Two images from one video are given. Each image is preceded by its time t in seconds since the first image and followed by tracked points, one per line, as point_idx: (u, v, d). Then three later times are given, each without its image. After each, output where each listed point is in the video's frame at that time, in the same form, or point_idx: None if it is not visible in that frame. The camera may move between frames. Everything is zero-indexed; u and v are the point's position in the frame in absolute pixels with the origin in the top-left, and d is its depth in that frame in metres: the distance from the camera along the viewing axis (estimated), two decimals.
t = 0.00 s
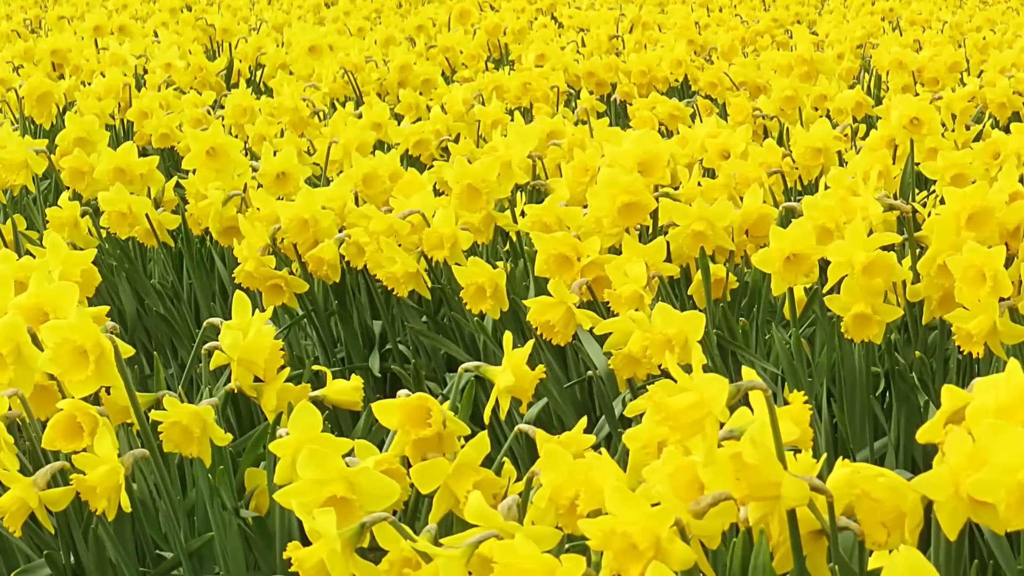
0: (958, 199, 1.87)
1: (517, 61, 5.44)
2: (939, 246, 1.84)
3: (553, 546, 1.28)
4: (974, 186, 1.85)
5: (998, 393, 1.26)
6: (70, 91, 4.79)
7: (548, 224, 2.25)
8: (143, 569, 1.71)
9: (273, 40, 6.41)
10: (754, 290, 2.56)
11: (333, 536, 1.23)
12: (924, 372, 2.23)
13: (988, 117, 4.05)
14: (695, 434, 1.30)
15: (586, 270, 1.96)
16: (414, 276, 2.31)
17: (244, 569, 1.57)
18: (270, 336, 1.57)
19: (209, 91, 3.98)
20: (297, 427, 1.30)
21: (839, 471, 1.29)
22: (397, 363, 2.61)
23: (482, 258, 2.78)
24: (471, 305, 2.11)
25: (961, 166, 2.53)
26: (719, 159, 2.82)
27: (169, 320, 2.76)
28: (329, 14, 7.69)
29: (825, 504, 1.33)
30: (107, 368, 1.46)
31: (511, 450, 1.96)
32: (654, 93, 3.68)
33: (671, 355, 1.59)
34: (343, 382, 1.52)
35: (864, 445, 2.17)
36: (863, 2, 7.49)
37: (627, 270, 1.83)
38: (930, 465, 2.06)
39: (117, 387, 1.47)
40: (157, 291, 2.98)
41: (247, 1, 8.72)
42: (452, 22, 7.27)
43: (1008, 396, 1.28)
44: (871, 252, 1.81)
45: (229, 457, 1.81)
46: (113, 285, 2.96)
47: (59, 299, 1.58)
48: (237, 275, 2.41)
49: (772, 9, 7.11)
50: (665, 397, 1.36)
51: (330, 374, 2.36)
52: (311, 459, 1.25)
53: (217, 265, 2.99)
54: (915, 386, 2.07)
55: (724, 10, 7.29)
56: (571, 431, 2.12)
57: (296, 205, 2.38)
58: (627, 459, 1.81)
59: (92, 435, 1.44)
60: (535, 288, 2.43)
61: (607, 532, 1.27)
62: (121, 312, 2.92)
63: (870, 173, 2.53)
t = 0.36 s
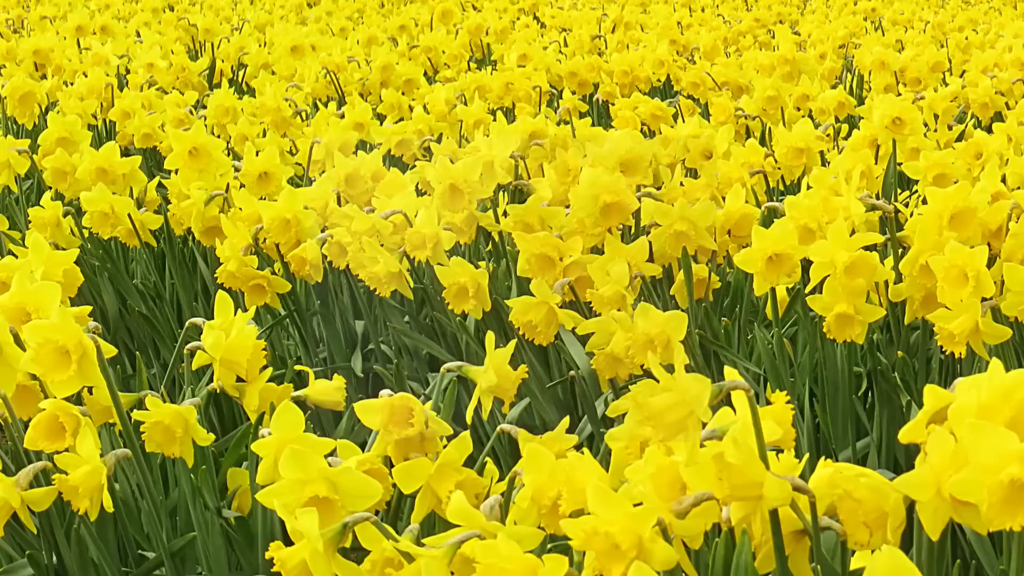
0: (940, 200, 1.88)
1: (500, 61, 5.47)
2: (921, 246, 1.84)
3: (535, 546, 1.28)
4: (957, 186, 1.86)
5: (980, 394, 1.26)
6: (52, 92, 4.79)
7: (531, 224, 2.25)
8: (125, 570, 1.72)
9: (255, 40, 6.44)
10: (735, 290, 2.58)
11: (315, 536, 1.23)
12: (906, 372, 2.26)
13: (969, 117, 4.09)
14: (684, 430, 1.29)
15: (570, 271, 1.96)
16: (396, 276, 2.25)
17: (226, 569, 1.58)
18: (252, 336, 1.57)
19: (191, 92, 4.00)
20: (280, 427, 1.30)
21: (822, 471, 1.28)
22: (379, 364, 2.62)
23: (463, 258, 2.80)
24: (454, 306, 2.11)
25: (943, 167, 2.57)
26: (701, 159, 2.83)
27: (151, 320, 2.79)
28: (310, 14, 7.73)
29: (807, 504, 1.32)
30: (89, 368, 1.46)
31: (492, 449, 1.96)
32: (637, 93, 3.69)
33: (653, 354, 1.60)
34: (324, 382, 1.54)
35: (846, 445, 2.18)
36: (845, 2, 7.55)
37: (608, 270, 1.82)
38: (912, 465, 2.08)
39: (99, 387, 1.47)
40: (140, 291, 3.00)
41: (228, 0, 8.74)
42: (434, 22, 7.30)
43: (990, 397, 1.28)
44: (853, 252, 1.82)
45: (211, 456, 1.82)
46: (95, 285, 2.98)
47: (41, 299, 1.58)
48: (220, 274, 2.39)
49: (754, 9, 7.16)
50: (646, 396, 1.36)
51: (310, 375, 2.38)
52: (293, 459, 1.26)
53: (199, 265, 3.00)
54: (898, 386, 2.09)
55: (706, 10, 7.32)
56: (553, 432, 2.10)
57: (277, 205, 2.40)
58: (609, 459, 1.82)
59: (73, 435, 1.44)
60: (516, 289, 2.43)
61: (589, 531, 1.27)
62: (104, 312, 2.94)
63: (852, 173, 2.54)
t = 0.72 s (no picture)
0: (923, 200, 1.96)
1: (483, 61, 5.50)
2: (904, 247, 1.92)
3: (517, 545, 1.29)
4: (938, 186, 1.94)
5: (963, 393, 1.26)
6: (36, 92, 4.80)
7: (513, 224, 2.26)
8: (106, 569, 1.75)
9: (238, 41, 6.48)
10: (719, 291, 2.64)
11: (297, 536, 1.23)
12: (888, 373, 2.32)
13: (950, 117, 4.14)
14: (674, 424, 1.34)
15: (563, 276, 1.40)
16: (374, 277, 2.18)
17: (208, 569, 1.58)
18: (235, 336, 1.57)
19: (174, 92, 4.02)
20: (261, 426, 1.30)
21: (804, 470, 1.29)
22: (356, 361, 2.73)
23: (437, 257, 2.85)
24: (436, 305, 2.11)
25: (926, 166, 2.60)
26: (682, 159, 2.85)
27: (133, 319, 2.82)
28: (293, 15, 7.77)
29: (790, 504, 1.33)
30: (71, 368, 1.47)
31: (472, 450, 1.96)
32: (619, 93, 3.72)
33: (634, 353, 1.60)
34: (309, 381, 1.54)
35: (828, 445, 2.24)
36: (827, 2, 7.63)
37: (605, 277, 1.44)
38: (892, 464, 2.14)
39: (81, 387, 1.48)
40: (122, 291, 3.02)
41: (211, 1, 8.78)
42: (416, 23, 7.34)
43: (972, 396, 1.28)
44: (836, 252, 1.90)
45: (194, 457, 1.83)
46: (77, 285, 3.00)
47: (23, 298, 1.58)
48: (203, 274, 2.48)
49: (736, 10, 7.22)
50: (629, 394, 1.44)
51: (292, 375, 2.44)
52: (275, 459, 1.25)
53: (181, 265, 3.02)
54: (879, 386, 2.15)
55: (688, 10, 7.35)
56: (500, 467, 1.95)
57: (261, 204, 2.34)
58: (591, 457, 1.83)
59: (56, 435, 1.45)
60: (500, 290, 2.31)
61: (571, 532, 1.27)
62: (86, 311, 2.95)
63: (834, 173, 2.57)
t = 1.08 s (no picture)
0: (905, 200, 1.98)
1: (465, 61, 5.51)
2: (886, 247, 1.95)
3: (499, 545, 1.29)
4: (920, 187, 1.96)
5: (946, 393, 1.25)
6: (18, 92, 4.80)
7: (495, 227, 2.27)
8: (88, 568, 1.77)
9: (221, 41, 6.49)
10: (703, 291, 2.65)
11: (280, 536, 1.23)
12: (871, 373, 2.33)
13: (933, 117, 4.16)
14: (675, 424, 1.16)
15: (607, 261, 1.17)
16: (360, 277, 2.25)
17: (190, 569, 1.58)
18: (217, 335, 1.58)
19: (157, 92, 4.03)
20: (243, 427, 1.30)
21: (786, 470, 1.30)
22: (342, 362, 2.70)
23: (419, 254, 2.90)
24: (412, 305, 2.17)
25: (907, 167, 2.58)
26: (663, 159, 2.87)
27: (115, 319, 2.83)
28: (276, 15, 7.78)
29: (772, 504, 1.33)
30: (54, 367, 1.47)
31: (457, 449, 2.01)
32: (601, 93, 3.73)
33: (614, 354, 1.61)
34: (289, 382, 1.58)
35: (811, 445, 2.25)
36: (810, 1, 7.68)
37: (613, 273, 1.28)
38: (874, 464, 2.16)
39: (64, 386, 1.49)
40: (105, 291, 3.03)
41: (193, 1, 8.80)
42: (398, 23, 7.36)
43: (955, 396, 1.28)
44: (818, 252, 1.97)
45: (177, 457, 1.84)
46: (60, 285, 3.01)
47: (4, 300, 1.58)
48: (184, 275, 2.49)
49: (718, 10, 7.24)
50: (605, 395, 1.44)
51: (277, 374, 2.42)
52: (257, 459, 1.26)
53: (164, 265, 3.03)
54: (860, 387, 2.16)
55: (671, 10, 7.36)
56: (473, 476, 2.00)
57: (242, 205, 2.45)
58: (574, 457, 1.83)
59: (38, 435, 1.45)
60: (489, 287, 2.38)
61: (554, 531, 1.26)
62: (68, 311, 2.96)
63: (816, 172, 2.59)
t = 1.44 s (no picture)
0: (888, 200, 1.95)
1: (448, 61, 5.52)
2: (869, 247, 1.96)
3: (481, 546, 1.29)
4: (903, 186, 1.96)
5: (927, 393, 1.25)
6: None
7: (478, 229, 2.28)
8: (71, 568, 1.78)
9: (203, 41, 6.49)
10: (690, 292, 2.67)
11: (263, 536, 1.23)
12: (853, 372, 2.33)
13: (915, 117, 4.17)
14: (675, 423, 1.24)
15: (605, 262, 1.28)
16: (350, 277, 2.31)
17: (172, 569, 1.59)
18: (199, 335, 1.60)
19: (139, 92, 4.03)
20: (226, 427, 1.30)
21: (769, 470, 1.30)
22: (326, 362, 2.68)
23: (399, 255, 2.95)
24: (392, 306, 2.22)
25: (890, 166, 2.62)
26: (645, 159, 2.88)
27: (97, 319, 2.82)
28: (258, 14, 7.79)
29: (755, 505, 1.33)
30: (37, 367, 1.48)
31: (439, 448, 2.00)
32: (583, 93, 3.74)
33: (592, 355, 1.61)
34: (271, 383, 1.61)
35: (793, 444, 2.24)
36: (792, 2, 7.70)
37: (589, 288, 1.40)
38: (858, 465, 2.15)
39: (47, 387, 1.50)
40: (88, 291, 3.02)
41: (175, 1, 8.81)
42: (381, 23, 7.37)
43: (936, 396, 1.28)
44: (800, 251, 1.97)
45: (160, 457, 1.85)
46: (43, 285, 3.01)
47: None
48: (167, 275, 2.49)
49: (701, 10, 7.26)
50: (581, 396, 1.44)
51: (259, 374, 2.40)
52: (239, 459, 1.26)
53: (147, 265, 3.02)
54: (842, 387, 2.15)
55: (654, 10, 7.38)
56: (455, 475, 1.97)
57: (225, 204, 2.44)
58: (555, 457, 1.84)
59: (21, 435, 1.46)
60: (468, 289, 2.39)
61: (536, 531, 1.26)
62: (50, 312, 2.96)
63: (799, 172, 2.60)
